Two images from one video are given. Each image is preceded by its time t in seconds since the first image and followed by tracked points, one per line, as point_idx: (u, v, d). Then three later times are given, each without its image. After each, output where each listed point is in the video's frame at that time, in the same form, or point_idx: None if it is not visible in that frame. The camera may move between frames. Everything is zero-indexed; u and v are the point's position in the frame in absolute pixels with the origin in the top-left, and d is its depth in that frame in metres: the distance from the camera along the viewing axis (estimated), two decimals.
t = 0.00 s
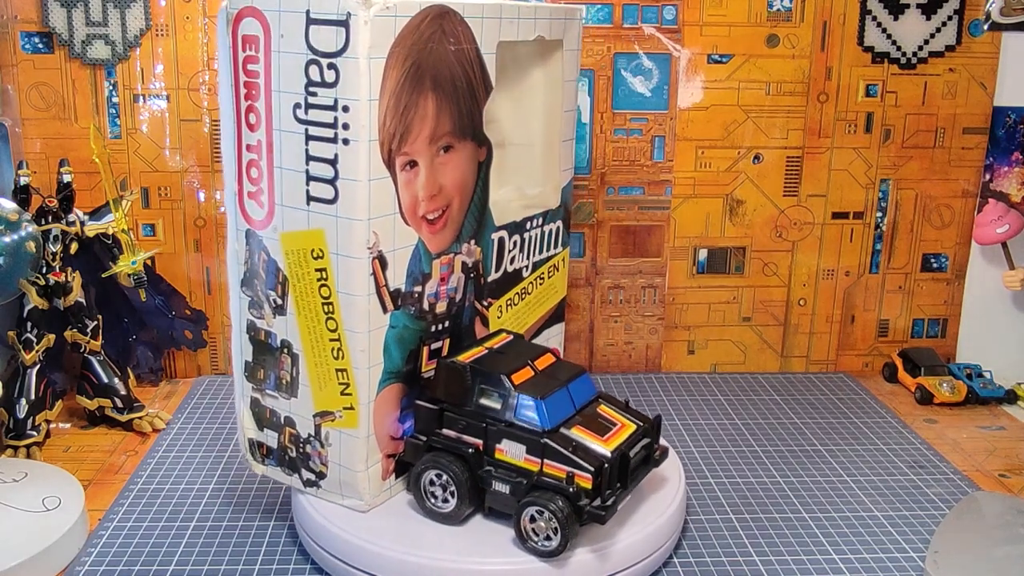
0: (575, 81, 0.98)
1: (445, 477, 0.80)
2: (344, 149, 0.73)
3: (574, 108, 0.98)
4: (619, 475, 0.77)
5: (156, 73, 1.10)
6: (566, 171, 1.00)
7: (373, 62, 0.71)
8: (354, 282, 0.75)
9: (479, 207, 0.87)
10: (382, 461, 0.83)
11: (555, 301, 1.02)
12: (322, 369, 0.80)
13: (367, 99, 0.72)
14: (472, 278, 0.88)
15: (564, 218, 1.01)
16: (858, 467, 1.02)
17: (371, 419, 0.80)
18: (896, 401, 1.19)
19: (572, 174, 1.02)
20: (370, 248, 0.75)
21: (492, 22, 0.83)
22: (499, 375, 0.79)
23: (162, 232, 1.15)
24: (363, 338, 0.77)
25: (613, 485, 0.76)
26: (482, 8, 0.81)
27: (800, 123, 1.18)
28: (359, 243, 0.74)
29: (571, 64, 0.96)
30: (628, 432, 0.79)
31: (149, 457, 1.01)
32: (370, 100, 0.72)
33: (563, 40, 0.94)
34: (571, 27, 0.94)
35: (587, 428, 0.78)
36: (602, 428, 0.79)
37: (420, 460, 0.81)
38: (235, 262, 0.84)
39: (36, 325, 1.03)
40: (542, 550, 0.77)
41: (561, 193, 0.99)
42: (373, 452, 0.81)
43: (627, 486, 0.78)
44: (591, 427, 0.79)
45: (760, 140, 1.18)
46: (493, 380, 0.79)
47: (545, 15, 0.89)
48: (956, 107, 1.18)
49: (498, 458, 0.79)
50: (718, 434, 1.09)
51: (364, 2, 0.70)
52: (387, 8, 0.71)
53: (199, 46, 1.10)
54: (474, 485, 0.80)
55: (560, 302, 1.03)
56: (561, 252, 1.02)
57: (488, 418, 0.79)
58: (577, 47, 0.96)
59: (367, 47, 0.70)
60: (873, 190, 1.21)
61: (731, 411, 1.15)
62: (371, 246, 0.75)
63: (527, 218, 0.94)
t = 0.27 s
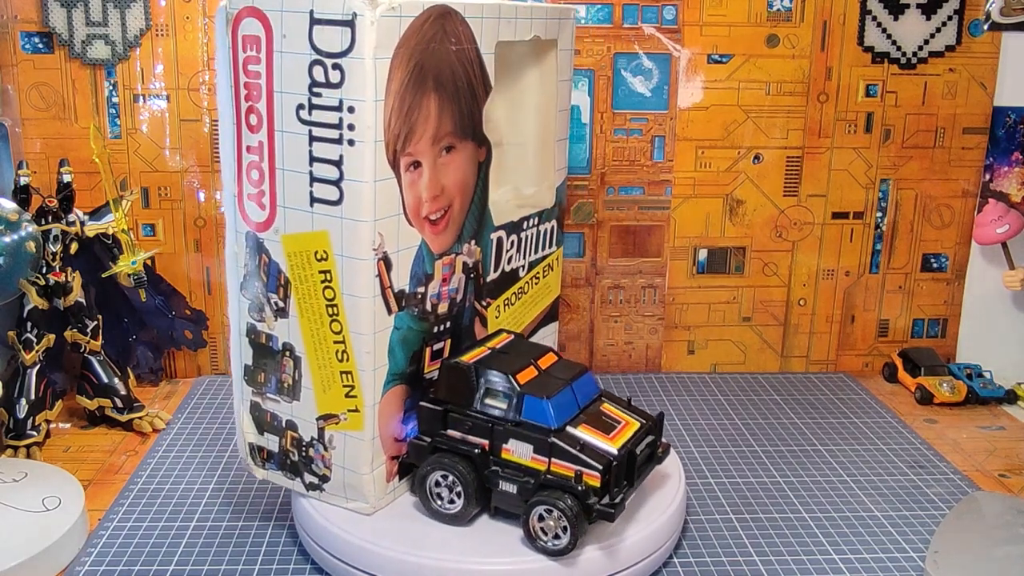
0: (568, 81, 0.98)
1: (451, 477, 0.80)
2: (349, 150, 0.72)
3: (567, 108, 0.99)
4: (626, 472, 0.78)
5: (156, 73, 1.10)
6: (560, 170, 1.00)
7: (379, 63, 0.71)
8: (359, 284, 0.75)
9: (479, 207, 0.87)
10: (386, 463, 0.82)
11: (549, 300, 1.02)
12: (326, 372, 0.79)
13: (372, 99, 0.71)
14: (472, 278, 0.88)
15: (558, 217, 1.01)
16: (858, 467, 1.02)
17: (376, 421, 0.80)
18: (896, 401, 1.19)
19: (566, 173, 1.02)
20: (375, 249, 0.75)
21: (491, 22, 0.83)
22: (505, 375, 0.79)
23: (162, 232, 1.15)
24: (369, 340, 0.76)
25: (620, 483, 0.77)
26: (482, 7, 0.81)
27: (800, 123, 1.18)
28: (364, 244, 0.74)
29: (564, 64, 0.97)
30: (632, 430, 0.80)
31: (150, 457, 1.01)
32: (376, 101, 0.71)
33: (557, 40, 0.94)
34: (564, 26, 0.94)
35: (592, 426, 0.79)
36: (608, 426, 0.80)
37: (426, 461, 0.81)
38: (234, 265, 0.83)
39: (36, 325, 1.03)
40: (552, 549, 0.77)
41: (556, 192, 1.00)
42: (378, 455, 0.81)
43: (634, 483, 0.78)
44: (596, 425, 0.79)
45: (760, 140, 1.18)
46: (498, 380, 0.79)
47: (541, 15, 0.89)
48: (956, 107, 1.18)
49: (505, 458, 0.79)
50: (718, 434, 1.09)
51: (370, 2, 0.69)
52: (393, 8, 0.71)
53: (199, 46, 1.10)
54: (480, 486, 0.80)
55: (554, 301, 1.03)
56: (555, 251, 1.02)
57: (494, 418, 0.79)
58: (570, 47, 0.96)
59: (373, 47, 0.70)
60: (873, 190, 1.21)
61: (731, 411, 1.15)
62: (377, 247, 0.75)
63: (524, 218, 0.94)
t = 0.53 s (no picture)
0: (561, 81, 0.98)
1: (458, 478, 0.80)
2: (355, 151, 0.72)
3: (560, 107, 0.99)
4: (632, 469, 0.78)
5: (156, 73, 1.10)
6: (553, 170, 1.01)
7: (386, 63, 0.70)
8: (365, 285, 0.75)
9: (479, 208, 0.87)
10: (390, 465, 0.82)
11: (542, 300, 1.03)
12: (330, 374, 0.79)
13: (379, 99, 0.71)
14: (472, 279, 0.88)
15: (551, 217, 1.02)
16: (858, 467, 1.02)
17: (381, 424, 0.79)
18: (896, 401, 1.19)
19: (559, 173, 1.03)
20: (382, 250, 0.74)
21: (490, 22, 0.83)
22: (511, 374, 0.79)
23: (162, 232, 1.15)
24: (375, 342, 0.76)
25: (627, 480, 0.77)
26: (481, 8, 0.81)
27: (800, 123, 1.18)
28: (371, 246, 0.74)
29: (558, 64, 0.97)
30: (637, 426, 0.80)
31: (150, 457, 1.01)
32: (382, 101, 0.71)
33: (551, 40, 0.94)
34: (558, 27, 0.95)
35: (598, 424, 0.79)
36: (613, 424, 0.80)
37: (432, 463, 0.81)
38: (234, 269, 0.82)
39: (36, 325, 1.03)
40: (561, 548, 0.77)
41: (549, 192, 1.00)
42: (383, 457, 0.80)
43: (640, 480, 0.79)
44: (602, 423, 0.79)
45: (760, 140, 1.18)
46: (504, 380, 0.79)
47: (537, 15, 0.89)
48: (956, 107, 1.18)
49: (512, 458, 0.79)
50: (718, 434, 1.09)
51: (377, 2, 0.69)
52: (398, 8, 0.70)
53: (199, 46, 1.10)
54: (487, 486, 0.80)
55: (547, 300, 1.04)
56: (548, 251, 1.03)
57: (500, 418, 0.79)
58: (563, 47, 0.97)
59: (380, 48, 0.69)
60: (873, 190, 1.21)
61: (732, 411, 1.15)
62: (383, 248, 0.74)
63: (520, 217, 0.95)
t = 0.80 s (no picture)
0: (554, 80, 0.99)
1: (464, 478, 0.80)
2: (361, 152, 0.72)
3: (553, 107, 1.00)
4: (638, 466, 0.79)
5: (156, 73, 1.10)
6: (547, 169, 1.01)
7: (392, 63, 0.70)
8: (371, 287, 0.75)
9: (479, 208, 0.88)
10: (395, 467, 0.82)
11: (536, 300, 1.03)
12: (335, 376, 0.79)
13: (385, 100, 0.71)
14: (472, 279, 0.88)
15: (546, 216, 1.02)
16: (858, 467, 1.02)
17: (387, 425, 0.79)
18: (896, 402, 1.19)
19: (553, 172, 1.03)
20: (388, 252, 0.74)
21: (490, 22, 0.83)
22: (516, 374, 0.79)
23: (162, 232, 1.15)
24: (380, 344, 0.76)
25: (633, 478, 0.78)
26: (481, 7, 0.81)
27: (800, 123, 1.18)
28: (377, 247, 0.74)
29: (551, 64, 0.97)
30: (641, 424, 0.81)
31: (149, 457, 1.01)
32: (388, 101, 0.71)
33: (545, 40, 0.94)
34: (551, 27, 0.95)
35: (603, 423, 0.79)
36: (617, 422, 0.80)
37: (438, 463, 0.81)
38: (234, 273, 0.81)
39: (36, 325, 1.03)
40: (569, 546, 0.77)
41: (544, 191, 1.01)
42: (388, 460, 0.80)
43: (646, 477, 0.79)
44: (607, 421, 0.80)
45: (760, 140, 1.18)
46: (509, 380, 0.79)
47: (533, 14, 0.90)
48: (956, 108, 1.18)
49: (518, 457, 0.79)
50: (718, 434, 1.09)
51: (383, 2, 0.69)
52: (405, 8, 0.70)
53: (198, 46, 1.10)
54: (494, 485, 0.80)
55: (540, 300, 1.04)
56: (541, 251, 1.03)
57: (505, 418, 0.79)
58: (556, 47, 0.97)
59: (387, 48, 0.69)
60: (873, 190, 1.21)
61: (732, 411, 1.15)
62: (389, 250, 0.74)
63: (516, 217, 0.95)
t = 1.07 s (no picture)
0: (548, 80, 0.99)
1: (470, 479, 0.80)
2: (368, 152, 0.72)
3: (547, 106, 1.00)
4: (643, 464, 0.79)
5: (156, 73, 1.10)
6: (542, 169, 1.01)
7: (400, 64, 0.70)
8: (377, 288, 0.75)
9: (479, 208, 0.88)
10: (400, 470, 0.82)
11: (531, 300, 1.03)
12: (340, 378, 0.79)
13: (392, 101, 0.71)
14: (473, 279, 0.88)
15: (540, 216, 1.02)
16: (858, 467, 1.02)
17: (392, 428, 0.79)
18: (896, 401, 1.19)
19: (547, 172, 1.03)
20: (394, 253, 0.74)
21: (488, 23, 0.83)
22: (521, 373, 0.79)
23: (162, 232, 1.15)
24: (386, 345, 0.76)
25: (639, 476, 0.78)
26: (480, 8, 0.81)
27: (800, 123, 1.18)
28: (384, 249, 0.74)
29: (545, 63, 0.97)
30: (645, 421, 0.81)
31: (149, 457, 1.01)
32: (395, 102, 0.71)
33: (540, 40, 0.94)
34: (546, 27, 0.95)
35: (608, 421, 0.80)
36: (622, 420, 0.81)
37: (443, 464, 0.81)
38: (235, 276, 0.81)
39: (36, 325, 1.03)
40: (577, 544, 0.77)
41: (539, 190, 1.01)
42: (394, 462, 0.80)
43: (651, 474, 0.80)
44: (612, 419, 0.80)
45: (760, 140, 1.18)
46: (514, 380, 0.79)
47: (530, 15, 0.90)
48: (956, 108, 1.18)
49: (524, 457, 0.79)
50: (718, 434, 1.09)
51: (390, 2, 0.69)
52: (412, 8, 0.70)
53: (198, 46, 1.09)
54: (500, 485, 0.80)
55: (534, 300, 1.04)
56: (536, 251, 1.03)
57: (511, 418, 0.79)
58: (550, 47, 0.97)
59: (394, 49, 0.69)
60: (873, 190, 1.21)
61: (731, 411, 1.15)
62: (395, 251, 0.74)
63: (512, 216, 0.95)
